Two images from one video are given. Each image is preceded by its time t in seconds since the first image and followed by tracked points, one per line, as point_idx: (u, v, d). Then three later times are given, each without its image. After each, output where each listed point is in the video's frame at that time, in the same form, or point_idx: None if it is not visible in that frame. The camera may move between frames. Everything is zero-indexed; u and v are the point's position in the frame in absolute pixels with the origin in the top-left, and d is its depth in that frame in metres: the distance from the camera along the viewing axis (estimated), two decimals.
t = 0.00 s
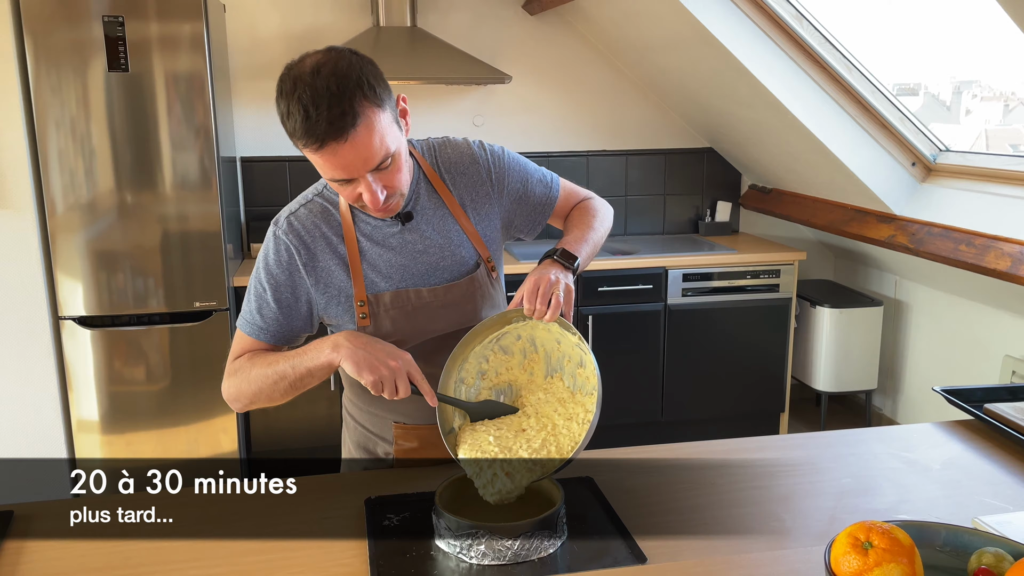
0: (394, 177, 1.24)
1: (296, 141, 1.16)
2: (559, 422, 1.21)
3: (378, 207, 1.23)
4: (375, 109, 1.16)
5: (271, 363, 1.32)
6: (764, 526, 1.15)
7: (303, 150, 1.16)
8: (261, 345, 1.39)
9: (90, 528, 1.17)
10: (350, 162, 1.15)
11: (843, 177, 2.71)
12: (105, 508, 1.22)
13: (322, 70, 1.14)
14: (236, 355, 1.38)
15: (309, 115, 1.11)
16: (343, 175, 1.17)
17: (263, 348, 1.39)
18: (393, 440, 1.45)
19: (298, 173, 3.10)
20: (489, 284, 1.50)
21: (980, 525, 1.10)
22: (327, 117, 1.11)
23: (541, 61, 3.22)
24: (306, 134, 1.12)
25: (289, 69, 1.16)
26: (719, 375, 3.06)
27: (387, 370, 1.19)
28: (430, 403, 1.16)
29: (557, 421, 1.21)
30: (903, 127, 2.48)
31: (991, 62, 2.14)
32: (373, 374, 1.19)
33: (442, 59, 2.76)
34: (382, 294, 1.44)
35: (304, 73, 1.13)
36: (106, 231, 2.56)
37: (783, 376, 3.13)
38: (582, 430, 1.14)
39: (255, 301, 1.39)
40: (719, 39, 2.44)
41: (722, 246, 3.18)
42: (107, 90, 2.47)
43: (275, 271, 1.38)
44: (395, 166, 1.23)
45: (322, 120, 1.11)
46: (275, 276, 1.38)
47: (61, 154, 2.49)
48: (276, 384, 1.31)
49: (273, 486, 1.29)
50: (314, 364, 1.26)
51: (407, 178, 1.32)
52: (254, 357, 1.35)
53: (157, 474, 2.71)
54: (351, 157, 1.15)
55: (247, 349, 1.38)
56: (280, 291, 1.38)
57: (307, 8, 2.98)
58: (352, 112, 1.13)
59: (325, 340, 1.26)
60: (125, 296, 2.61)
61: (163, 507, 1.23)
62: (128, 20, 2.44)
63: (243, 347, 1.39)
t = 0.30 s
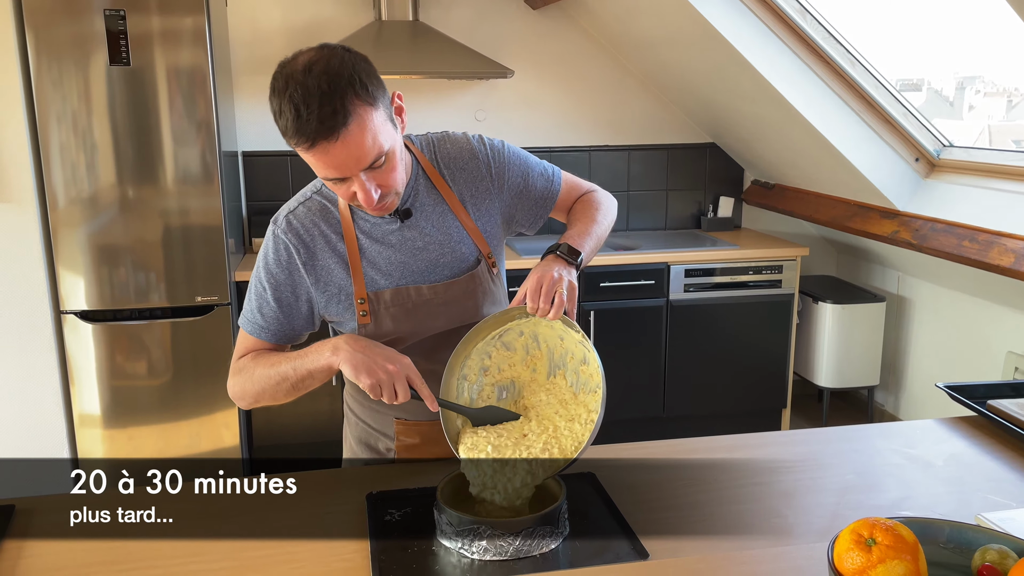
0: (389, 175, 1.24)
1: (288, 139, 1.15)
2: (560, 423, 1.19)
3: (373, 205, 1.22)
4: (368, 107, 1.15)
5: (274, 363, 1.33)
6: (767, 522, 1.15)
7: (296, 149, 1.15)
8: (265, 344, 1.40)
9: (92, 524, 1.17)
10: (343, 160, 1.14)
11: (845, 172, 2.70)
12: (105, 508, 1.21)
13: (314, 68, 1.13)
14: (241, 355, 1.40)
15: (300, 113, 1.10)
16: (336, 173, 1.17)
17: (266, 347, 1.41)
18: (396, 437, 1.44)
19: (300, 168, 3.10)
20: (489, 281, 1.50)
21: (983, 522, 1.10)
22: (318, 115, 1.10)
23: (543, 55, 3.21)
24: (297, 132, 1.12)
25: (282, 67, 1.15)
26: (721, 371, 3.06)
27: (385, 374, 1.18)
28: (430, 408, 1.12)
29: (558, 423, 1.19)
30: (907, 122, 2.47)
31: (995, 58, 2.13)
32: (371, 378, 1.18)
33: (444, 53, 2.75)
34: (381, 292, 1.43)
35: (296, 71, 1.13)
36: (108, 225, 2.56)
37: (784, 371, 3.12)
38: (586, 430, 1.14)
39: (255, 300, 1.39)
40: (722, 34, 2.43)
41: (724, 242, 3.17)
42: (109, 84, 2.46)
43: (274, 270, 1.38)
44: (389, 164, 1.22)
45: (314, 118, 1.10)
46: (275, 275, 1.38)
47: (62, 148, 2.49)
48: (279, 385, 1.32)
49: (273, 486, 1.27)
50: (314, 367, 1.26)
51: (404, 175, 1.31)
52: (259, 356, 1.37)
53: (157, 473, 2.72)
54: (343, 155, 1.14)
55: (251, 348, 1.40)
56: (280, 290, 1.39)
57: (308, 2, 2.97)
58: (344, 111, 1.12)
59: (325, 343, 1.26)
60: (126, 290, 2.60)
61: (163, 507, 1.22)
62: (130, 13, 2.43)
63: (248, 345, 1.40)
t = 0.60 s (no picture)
0: (389, 171, 1.23)
1: (287, 134, 1.14)
2: (561, 421, 1.18)
3: (372, 201, 1.21)
4: (366, 102, 1.15)
5: (276, 358, 1.32)
6: (769, 518, 1.15)
7: (295, 144, 1.15)
8: (267, 340, 1.40)
9: (93, 520, 1.16)
10: (341, 156, 1.14)
11: (849, 167, 2.69)
12: (106, 508, 1.20)
13: (312, 62, 1.12)
14: (245, 351, 1.40)
15: (298, 108, 1.10)
16: (335, 169, 1.16)
17: (268, 343, 1.41)
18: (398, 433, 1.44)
19: (302, 162, 3.09)
20: (491, 275, 1.49)
21: (987, 518, 1.10)
22: (316, 110, 1.10)
23: (546, 49, 3.20)
24: (296, 128, 1.11)
25: (280, 62, 1.15)
26: (724, 366, 3.05)
27: (383, 364, 1.18)
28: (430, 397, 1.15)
29: (559, 421, 1.18)
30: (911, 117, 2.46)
31: (1000, 53, 2.12)
32: (371, 369, 1.18)
33: (446, 47, 2.74)
34: (382, 288, 1.43)
35: (295, 66, 1.12)
36: (109, 220, 2.55)
37: (787, 367, 3.12)
38: (587, 427, 1.13)
39: (257, 297, 1.39)
40: (726, 28, 2.42)
41: (727, 237, 3.16)
42: (110, 77, 2.46)
43: (275, 267, 1.38)
44: (389, 160, 1.22)
45: (311, 113, 1.09)
46: (276, 272, 1.38)
47: (63, 142, 2.49)
48: (282, 379, 1.31)
49: (274, 483, 1.27)
50: (315, 360, 1.26)
51: (404, 170, 1.31)
52: (263, 351, 1.37)
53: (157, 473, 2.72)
54: (341, 151, 1.13)
55: (255, 344, 1.40)
56: (281, 287, 1.39)
57: None
58: (342, 106, 1.11)
59: (325, 337, 1.26)
60: (128, 285, 2.60)
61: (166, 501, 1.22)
62: (131, 6, 2.42)
63: (252, 341, 1.40)
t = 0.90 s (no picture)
0: (390, 163, 1.22)
1: (288, 127, 1.14)
2: (558, 419, 1.18)
3: (373, 193, 1.21)
4: (367, 94, 1.14)
5: (278, 350, 1.32)
6: (770, 514, 1.14)
7: (296, 137, 1.14)
8: (268, 335, 1.40)
9: (94, 514, 1.16)
10: (342, 148, 1.13)
11: (852, 162, 2.68)
12: (108, 502, 1.20)
13: (312, 55, 1.12)
14: (247, 345, 1.40)
15: (299, 101, 1.10)
16: (336, 162, 1.15)
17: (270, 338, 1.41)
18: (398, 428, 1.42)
19: (303, 157, 3.09)
20: (492, 270, 1.49)
21: (990, 514, 1.09)
22: (317, 102, 1.09)
23: (548, 43, 3.19)
24: (296, 120, 1.10)
25: (281, 54, 1.14)
26: (726, 362, 3.05)
27: (383, 354, 1.18)
28: (434, 378, 1.15)
29: (556, 419, 1.18)
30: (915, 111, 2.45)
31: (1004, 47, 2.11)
32: (373, 359, 1.18)
33: (448, 42, 2.73)
34: (382, 283, 1.42)
35: (296, 58, 1.12)
36: (110, 214, 2.55)
37: (789, 363, 3.11)
38: (586, 423, 1.13)
39: (258, 292, 1.39)
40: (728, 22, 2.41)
41: (729, 232, 3.16)
42: (112, 72, 2.46)
43: (276, 261, 1.38)
44: (389, 152, 1.21)
45: (312, 105, 1.09)
46: (277, 266, 1.38)
47: (64, 137, 2.48)
48: (283, 372, 1.31)
49: (275, 478, 1.27)
50: (315, 351, 1.25)
51: (405, 163, 1.30)
52: (265, 344, 1.37)
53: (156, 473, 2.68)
54: (342, 143, 1.13)
55: (256, 339, 1.40)
56: (283, 282, 1.39)
57: None
58: (343, 97, 1.11)
59: (325, 327, 1.25)
60: (130, 280, 2.60)
61: (166, 496, 1.22)
62: None
63: (254, 335, 1.40)
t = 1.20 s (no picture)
0: (388, 155, 1.22)
1: (286, 119, 1.13)
2: (556, 413, 1.17)
3: (372, 185, 1.20)
4: (365, 84, 1.14)
5: (279, 348, 1.32)
6: (773, 511, 1.14)
7: (295, 129, 1.14)
8: (268, 331, 1.40)
9: (95, 510, 1.16)
10: (340, 139, 1.13)
11: (855, 158, 2.67)
12: (108, 499, 1.20)
13: (310, 46, 1.11)
14: (248, 342, 1.40)
15: (296, 92, 1.09)
16: (334, 153, 1.15)
17: (269, 334, 1.40)
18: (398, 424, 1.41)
19: (304, 153, 3.08)
20: (492, 264, 1.48)
21: (993, 512, 1.09)
22: (314, 93, 1.09)
23: (551, 38, 3.18)
24: (294, 111, 1.10)
25: (279, 45, 1.14)
26: (728, 357, 3.05)
27: (386, 355, 1.17)
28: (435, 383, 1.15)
29: (553, 414, 1.17)
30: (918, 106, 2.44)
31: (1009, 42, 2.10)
32: (374, 359, 1.17)
33: (449, 38, 2.72)
34: (381, 277, 1.42)
35: (293, 49, 1.11)
36: (111, 210, 2.55)
37: (791, 359, 3.11)
38: (583, 417, 1.12)
39: (258, 288, 1.39)
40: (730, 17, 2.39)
41: (731, 228, 3.15)
42: (112, 67, 2.45)
43: (275, 257, 1.38)
44: (388, 143, 1.20)
45: (309, 96, 1.08)
46: (276, 262, 1.38)
47: (64, 133, 2.48)
48: (284, 369, 1.31)
49: (275, 475, 1.26)
50: (317, 350, 1.25)
51: (403, 156, 1.29)
52: (266, 341, 1.37)
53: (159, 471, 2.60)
54: (340, 134, 1.12)
55: (257, 336, 1.40)
56: (282, 278, 1.38)
57: None
58: (341, 87, 1.10)
59: (327, 326, 1.25)
60: (131, 275, 2.60)
61: (166, 492, 1.21)
62: None
63: (255, 332, 1.40)
